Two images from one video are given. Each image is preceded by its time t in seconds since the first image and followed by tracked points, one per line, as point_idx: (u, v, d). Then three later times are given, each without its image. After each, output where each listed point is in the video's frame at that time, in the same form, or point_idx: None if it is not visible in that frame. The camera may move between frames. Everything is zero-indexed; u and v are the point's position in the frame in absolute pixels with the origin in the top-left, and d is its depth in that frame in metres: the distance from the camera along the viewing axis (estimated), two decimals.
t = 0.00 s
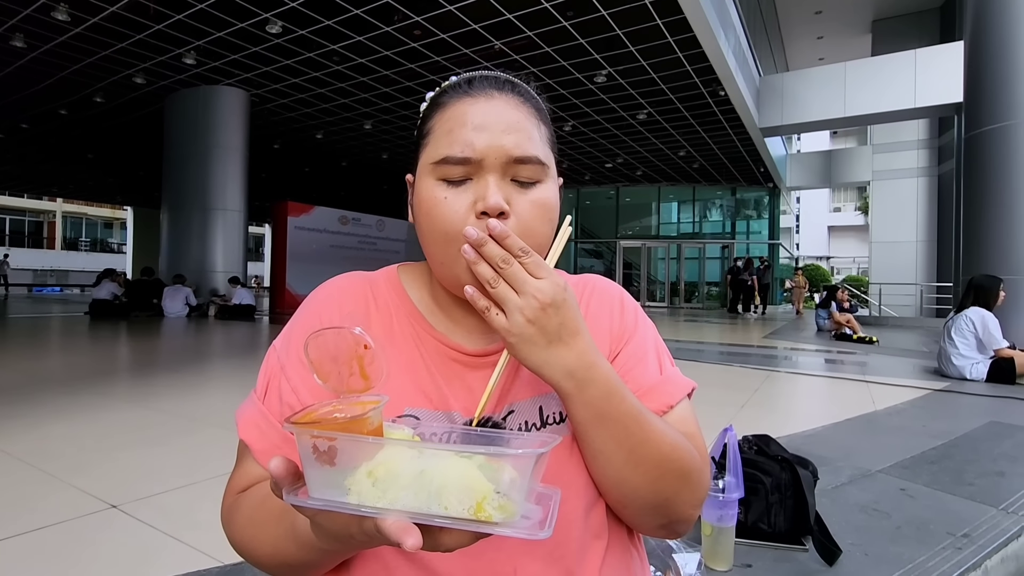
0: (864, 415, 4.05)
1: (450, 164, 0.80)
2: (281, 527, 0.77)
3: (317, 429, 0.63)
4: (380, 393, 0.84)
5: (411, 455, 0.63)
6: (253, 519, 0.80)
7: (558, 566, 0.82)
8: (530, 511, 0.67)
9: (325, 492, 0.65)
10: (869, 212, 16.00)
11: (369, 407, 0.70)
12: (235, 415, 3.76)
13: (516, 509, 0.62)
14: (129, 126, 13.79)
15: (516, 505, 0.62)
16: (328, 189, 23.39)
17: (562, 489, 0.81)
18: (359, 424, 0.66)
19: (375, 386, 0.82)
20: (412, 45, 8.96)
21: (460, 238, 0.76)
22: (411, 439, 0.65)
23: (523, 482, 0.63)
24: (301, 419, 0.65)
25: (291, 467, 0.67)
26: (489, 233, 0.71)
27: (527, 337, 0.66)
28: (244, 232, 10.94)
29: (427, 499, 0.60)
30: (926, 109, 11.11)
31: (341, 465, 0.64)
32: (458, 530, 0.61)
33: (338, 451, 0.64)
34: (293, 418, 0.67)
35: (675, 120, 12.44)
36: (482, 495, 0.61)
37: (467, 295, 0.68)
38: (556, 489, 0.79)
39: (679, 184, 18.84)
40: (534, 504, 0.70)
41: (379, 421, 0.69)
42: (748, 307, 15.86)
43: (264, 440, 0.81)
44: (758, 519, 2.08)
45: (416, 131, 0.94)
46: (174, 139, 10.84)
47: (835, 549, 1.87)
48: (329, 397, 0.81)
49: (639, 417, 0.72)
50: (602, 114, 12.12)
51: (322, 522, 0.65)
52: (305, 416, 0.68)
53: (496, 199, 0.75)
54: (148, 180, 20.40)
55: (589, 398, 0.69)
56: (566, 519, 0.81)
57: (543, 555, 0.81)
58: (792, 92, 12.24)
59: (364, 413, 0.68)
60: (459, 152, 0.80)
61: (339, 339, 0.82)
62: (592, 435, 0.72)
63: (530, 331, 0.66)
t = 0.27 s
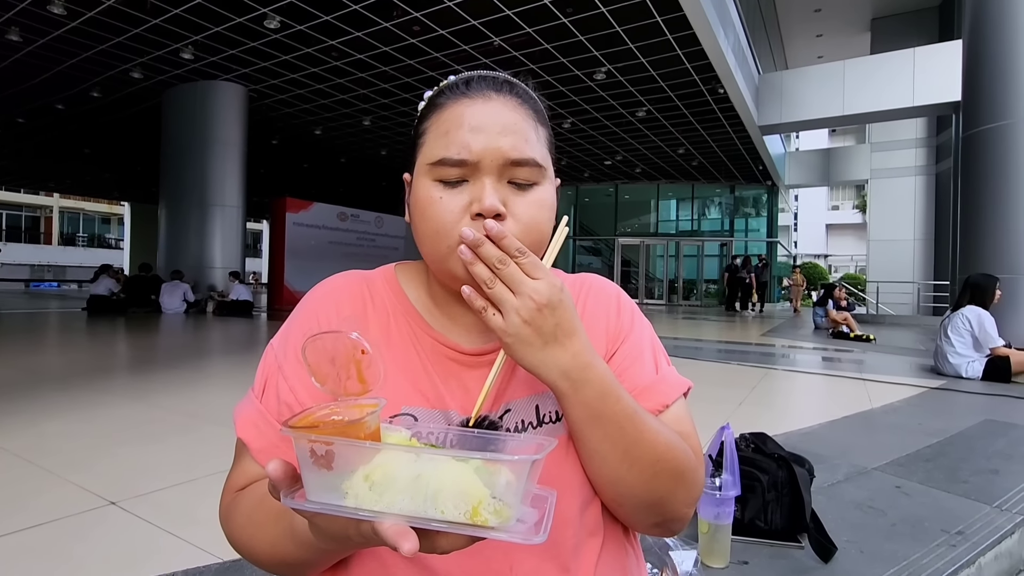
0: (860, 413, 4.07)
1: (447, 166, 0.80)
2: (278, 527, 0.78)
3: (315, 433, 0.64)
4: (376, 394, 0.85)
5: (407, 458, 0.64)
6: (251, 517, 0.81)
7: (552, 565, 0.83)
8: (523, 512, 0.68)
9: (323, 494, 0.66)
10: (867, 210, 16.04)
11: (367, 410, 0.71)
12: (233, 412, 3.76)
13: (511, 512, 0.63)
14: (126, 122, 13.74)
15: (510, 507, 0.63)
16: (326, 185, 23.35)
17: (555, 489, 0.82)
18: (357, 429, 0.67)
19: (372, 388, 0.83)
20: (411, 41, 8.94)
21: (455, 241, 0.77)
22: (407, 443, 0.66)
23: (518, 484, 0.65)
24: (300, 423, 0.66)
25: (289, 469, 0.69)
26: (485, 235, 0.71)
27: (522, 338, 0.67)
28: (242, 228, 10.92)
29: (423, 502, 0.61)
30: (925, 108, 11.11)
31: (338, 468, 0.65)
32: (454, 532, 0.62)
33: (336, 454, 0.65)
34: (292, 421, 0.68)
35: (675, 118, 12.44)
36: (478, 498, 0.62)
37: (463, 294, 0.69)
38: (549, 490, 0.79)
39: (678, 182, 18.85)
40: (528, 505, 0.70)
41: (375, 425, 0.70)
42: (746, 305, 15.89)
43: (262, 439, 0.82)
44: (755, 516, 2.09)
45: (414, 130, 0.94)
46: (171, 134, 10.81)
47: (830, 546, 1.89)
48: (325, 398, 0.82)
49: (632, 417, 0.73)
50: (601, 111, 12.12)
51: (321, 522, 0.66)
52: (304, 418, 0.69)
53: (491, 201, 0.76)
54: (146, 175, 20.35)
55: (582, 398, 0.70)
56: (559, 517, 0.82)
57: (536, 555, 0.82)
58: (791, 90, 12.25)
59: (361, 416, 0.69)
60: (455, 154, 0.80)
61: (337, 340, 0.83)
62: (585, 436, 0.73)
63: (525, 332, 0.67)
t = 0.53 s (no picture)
0: (856, 411, 4.08)
1: (446, 164, 0.80)
2: (276, 525, 0.78)
3: (313, 431, 0.64)
4: (374, 393, 0.85)
5: (405, 457, 0.64)
6: (249, 515, 0.81)
7: (550, 563, 0.83)
8: (521, 511, 0.68)
9: (321, 491, 0.66)
10: (864, 208, 16.07)
11: (366, 407, 0.71)
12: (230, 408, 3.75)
13: (510, 510, 0.63)
14: (123, 116, 13.68)
15: (509, 505, 0.63)
16: (324, 181, 23.30)
17: (553, 487, 0.82)
18: (356, 426, 0.67)
19: (370, 387, 0.83)
20: (409, 37, 8.91)
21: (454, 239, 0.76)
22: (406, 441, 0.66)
23: (516, 482, 0.65)
24: (298, 421, 0.66)
25: (288, 467, 0.69)
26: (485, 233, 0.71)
27: (521, 336, 0.67)
28: (240, 224, 10.89)
29: (422, 500, 0.62)
30: (923, 107, 11.13)
31: (337, 467, 0.65)
32: (453, 530, 0.62)
33: (334, 453, 0.65)
34: (290, 419, 0.68)
35: (673, 115, 12.43)
36: (477, 496, 0.62)
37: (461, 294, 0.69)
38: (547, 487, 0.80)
39: (676, 179, 18.85)
40: (527, 504, 0.71)
41: (374, 422, 0.70)
42: (743, 303, 15.91)
43: (259, 437, 0.82)
44: (751, 514, 2.10)
45: (412, 129, 0.94)
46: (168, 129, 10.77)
47: (826, 543, 1.90)
48: (323, 396, 0.82)
49: (631, 415, 0.73)
50: (600, 109, 12.10)
51: (319, 520, 0.66)
52: (302, 416, 0.69)
53: (490, 201, 0.76)
54: (143, 170, 20.27)
55: (580, 397, 0.70)
56: (557, 515, 0.82)
57: (534, 553, 0.82)
58: (789, 89, 12.26)
59: (360, 413, 0.69)
60: (454, 152, 0.80)
61: (335, 339, 0.83)
62: (584, 434, 0.73)
63: (524, 331, 0.67)
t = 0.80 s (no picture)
0: (852, 411, 4.10)
1: (447, 163, 0.81)
2: (271, 525, 0.79)
3: (308, 434, 0.65)
4: (371, 393, 0.86)
5: (401, 460, 0.64)
6: (244, 514, 0.82)
7: (545, 563, 0.83)
8: (515, 514, 0.69)
9: (316, 494, 0.66)
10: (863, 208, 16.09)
11: (361, 409, 0.71)
12: (228, 404, 3.75)
13: (503, 513, 0.64)
14: (121, 111, 13.63)
15: (502, 509, 0.64)
16: (323, 177, 23.26)
17: (548, 488, 0.83)
18: (351, 429, 0.67)
19: (367, 388, 0.84)
20: (409, 33, 8.89)
21: (455, 238, 0.77)
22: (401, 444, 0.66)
23: (511, 486, 0.65)
24: (294, 423, 0.67)
25: (282, 469, 0.69)
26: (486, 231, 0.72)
27: (522, 335, 0.68)
28: (238, 219, 10.87)
29: (416, 503, 0.62)
30: (921, 107, 11.14)
31: (331, 469, 0.65)
32: (447, 534, 0.63)
33: (329, 456, 0.65)
34: (286, 421, 0.68)
35: (672, 114, 12.44)
36: (471, 501, 0.63)
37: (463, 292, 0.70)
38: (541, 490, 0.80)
39: (675, 177, 18.88)
40: (521, 508, 0.71)
41: (369, 425, 0.70)
42: (740, 302, 15.94)
43: (255, 436, 0.83)
44: (747, 512, 2.11)
45: (411, 126, 0.94)
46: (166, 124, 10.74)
47: (821, 543, 1.91)
48: (319, 396, 0.82)
49: (629, 416, 0.74)
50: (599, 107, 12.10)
51: (313, 521, 0.67)
52: (298, 419, 0.69)
53: (492, 199, 0.76)
54: (141, 165, 20.21)
55: (580, 396, 0.71)
56: (552, 516, 0.82)
57: (529, 554, 0.83)
58: (789, 88, 12.26)
59: (355, 417, 0.69)
60: (456, 151, 0.80)
61: (331, 340, 0.83)
62: (583, 435, 0.74)
63: (525, 330, 0.67)
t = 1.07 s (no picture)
0: (850, 411, 4.12)
1: (456, 158, 0.81)
2: (276, 522, 0.80)
3: (314, 432, 0.65)
4: (375, 393, 0.86)
5: (407, 458, 0.65)
6: (248, 511, 0.83)
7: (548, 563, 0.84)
8: (519, 513, 0.70)
9: (322, 492, 0.67)
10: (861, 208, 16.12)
11: (366, 408, 0.72)
12: (228, 401, 3.76)
13: (508, 512, 0.65)
14: (119, 106, 13.59)
15: (507, 508, 0.65)
16: (322, 174, 23.23)
17: (551, 487, 0.84)
18: (356, 428, 0.68)
19: (371, 387, 0.84)
20: (408, 31, 8.87)
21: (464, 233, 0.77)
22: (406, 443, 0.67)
23: (515, 485, 0.66)
24: (300, 421, 0.68)
25: (288, 466, 0.70)
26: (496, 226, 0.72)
27: (529, 330, 0.68)
28: (236, 216, 10.86)
29: (421, 502, 0.63)
30: (920, 108, 11.16)
31: (337, 467, 0.66)
32: (452, 532, 0.64)
33: (335, 454, 0.66)
34: (292, 419, 0.69)
35: (672, 113, 12.44)
36: (476, 499, 0.64)
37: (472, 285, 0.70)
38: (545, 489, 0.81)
39: (674, 177, 18.89)
40: (525, 507, 0.72)
41: (374, 423, 0.71)
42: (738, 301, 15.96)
43: (260, 435, 0.83)
44: (746, 511, 2.13)
45: (419, 124, 0.95)
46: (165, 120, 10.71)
47: (819, 542, 1.93)
48: (325, 395, 0.83)
49: (634, 414, 0.75)
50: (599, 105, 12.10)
51: (318, 520, 0.67)
52: (304, 417, 0.70)
53: (502, 194, 0.77)
54: (139, 161, 20.16)
55: (586, 392, 0.72)
56: (555, 515, 0.83)
57: (532, 553, 0.84)
58: (788, 88, 12.27)
59: (361, 416, 0.70)
60: (465, 146, 0.81)
61: (337, 339, 0.84)
62: (589, 431, 0.75)
63: (533, 325, 0.68)
